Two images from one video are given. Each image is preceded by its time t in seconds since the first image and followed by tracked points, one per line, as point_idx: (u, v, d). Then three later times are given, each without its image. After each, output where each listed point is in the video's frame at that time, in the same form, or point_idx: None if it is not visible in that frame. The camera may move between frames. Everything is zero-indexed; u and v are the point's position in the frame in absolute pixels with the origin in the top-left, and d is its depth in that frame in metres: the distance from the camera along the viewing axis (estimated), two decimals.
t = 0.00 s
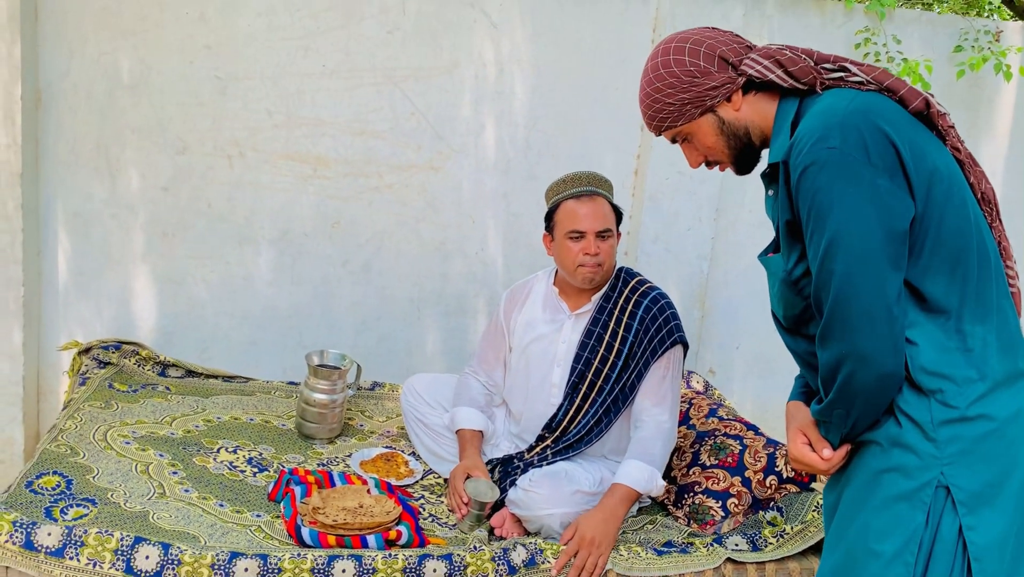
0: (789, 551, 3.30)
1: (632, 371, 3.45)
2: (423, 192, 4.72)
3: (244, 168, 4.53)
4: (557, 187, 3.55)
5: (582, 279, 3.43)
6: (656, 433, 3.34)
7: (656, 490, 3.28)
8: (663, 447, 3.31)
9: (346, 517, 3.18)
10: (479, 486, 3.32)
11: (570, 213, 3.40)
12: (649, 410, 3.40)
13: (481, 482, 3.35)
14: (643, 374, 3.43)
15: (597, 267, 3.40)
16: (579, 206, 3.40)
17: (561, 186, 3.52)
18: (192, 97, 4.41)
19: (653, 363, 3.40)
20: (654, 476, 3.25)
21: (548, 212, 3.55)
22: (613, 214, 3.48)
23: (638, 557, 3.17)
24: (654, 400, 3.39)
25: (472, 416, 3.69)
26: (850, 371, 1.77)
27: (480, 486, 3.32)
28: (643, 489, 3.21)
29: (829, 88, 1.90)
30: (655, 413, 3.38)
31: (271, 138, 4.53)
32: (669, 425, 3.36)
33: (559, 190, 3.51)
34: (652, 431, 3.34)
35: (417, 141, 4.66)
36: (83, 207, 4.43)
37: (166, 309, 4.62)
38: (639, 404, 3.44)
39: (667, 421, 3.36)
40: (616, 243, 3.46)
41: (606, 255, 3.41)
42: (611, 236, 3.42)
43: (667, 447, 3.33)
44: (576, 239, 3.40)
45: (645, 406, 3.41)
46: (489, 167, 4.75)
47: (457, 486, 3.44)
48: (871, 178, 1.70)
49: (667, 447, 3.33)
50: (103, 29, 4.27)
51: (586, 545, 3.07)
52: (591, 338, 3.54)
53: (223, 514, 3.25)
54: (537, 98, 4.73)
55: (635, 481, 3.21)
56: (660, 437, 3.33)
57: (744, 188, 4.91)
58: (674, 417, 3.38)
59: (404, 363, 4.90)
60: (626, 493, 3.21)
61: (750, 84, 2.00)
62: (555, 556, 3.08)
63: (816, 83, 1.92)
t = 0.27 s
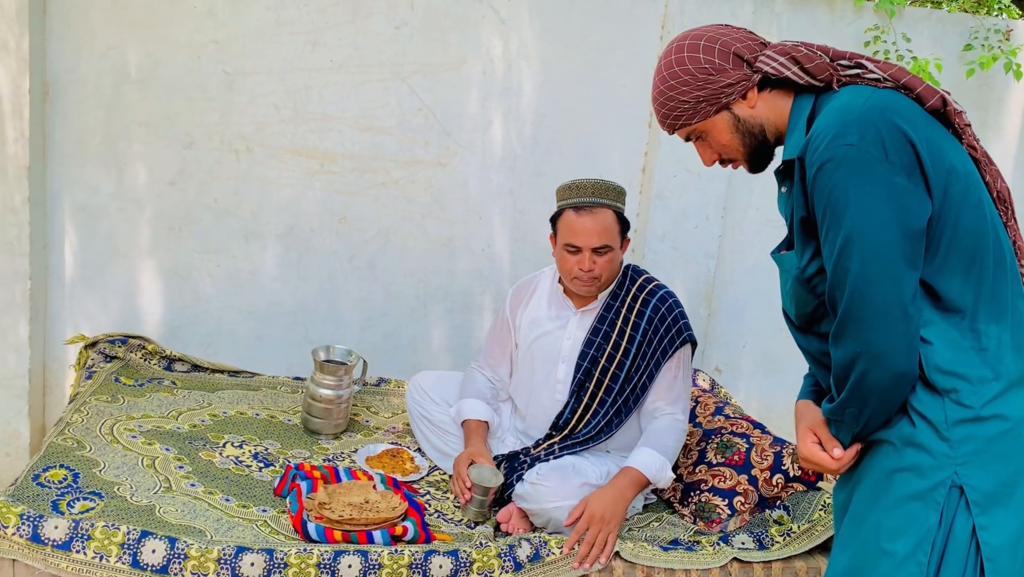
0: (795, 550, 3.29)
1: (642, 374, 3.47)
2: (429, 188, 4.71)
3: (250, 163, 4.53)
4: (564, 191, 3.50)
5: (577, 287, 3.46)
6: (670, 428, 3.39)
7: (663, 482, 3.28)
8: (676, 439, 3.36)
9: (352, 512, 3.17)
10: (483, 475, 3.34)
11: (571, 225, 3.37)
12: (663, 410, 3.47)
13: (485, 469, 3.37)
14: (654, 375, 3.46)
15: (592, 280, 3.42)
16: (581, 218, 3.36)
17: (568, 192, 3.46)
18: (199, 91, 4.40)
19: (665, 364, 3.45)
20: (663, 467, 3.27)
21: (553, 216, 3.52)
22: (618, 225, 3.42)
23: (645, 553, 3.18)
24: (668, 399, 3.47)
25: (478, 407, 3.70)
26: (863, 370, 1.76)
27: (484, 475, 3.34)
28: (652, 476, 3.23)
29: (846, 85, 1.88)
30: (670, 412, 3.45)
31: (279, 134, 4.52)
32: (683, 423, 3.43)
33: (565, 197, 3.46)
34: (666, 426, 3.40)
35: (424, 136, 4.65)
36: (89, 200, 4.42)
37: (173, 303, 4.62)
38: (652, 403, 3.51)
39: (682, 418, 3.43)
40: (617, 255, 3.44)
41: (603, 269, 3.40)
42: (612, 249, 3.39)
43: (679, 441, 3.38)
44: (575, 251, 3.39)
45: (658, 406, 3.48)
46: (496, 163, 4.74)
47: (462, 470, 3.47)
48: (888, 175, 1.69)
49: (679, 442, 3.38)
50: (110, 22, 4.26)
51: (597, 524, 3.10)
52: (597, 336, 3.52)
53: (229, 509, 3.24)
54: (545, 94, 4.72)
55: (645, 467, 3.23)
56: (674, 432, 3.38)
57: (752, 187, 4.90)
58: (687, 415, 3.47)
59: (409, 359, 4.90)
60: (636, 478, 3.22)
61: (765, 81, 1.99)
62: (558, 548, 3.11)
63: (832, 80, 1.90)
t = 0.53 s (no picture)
0: (797, 555, 3.33)
1: (647, 378, 3.47)
2: (433, 189, 4.72)
3: (255, 164, 4.54)
4: (561, 192, 3.57)
5: (592, 282, 3.43)
6: (678, 426, 3.43)
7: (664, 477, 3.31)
8: (682, 437, 3.40)
9: (355, 513, 3.18)
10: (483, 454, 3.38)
11: (576, 217, 3.42)
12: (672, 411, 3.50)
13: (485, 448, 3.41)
14: (659, 380, 3.46)
15: (606, 269, 3.41)
16: (583, 209, 3.42)
17: (565, 191, 3.54)
18: (204, 91, 4.41)
19: (671, 368, 3.45)
20: (666, 461, 3.29)
21: (554, 218, 3.56)
22: (619, 215, 3.49)
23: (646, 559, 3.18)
24: (676, 402, 3.49)
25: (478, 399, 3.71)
26: (870, 375, 1.76)
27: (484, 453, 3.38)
28: (653, 468, 3.25)
29: (853, 89, 1.89)
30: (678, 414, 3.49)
31: (283, 134, 4.53)
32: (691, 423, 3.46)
33: (563, 195, 3.53)
34: (677, 424, 3.44)
35: (428, 137, 4.66)
36: (94, 200, 4.43)
37: (176, 303, 4.63)
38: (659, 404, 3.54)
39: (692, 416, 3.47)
40: (624, 243, 3.47)
41: (615, 256, 3.40)
42: (618, 236, 3.43)
43: (685, 439, 3.41)
44: (584, 242, 3.40)
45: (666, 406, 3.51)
46: (500, 164, 4.74)
47: (462, 448, 3.49)
48: (896, 180, 1.69)
49: (685, 441, 3.42)
50: (116, 23, 4.27)
51: (600, 496, 3.15)
52: (602, 339, 3.53)
53: (233, 509, 3.25)
54: (549, 96, 4.73)
55: (648, 455, 3.26)
56: (683, 428, 3.43)
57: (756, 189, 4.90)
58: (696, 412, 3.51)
59: (412, 360, 4.90)
60: (638, 464, 3.24)
61: (772, 86, 1.99)
62: (558, 556, 3.11)
63: (840, 84, 1.90)
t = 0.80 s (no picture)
0: (800, 562, 3.24)
1: (651, 372, 3.49)
2: (435, 195, 4.72)
3: (257, 169, 4.54)
4: (559, 193, 3.66)
5: (594, 276, 3.47)
6: (681, 419, 3.46)
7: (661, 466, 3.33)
8: (683, 430, 3.42)
9: (356, 520, 3.17)
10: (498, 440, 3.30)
11: (577, 212, 3.50)
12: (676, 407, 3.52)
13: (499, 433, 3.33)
14: (663, 375, 3.49)
15: (608, 261, 3.46)
16: (583, 204, 3.51)
17: (565, 191, 3.63)
18: (206, 97, 4.42)
19: (674, 364, 3.50)
20: (665, 450, 3.32)
21: (555, 218, 3.64)
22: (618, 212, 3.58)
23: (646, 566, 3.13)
24: (681, 398, 3.53)
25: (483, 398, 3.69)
26: (871, 385, 1.76)
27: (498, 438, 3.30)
28: (650, 455, 3.29)
29: (854, 98, 1.89)
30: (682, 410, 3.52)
31: (285, 140, 4.54)
32: (696, 420, 3.49)
33: (563, 194, 3.62)
34: (679, 418, 3.46)
35: (430, 143, 4.66)
36: (96, 206, 4.43)
37: (178, 309, 4.63)
38: (662, 400, 3.56)
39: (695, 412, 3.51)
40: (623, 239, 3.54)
41: (617, 248, 3.47)
42: (618, 230, 3.51)
43: (687, 434, 3.44)
44: (586, 235, 3.47)
45: (670, 403, 3.54)
46: (501, 170, 4.75)
47: (474, 432, 3.45)
48: (898, 190, 1.69)
49: (688, 436, 3.44)
50: (119, 29, 4.28)
51: (588, 468, 3.17)
52: (604, 337, 3.54)
53: (234, 516, 3.24)
54: (551, 103, 4.74)
55: (647, 443, 3.30)
56: (686, 424, 3.45)
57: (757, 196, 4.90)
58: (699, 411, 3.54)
59: (413, 365, 4.90)
60: (634, 448, 3.28)
61: (772, 97, 1.99)
62: (559, 563, 3.11)
63: (840, 94, 1.91)
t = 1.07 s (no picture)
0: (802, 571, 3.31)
1: (651, 374, 3.49)
2: (437, 201, 4.72)
3: (260, 175, 4.54)
4: (560, 199, 3.66)
5: (597, 277, 3.46)
6: (678, 421, 3.45)
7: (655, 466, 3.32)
8: (679, 432, 3.42)
9: (358, 527, 3.16)
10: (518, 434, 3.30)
11: (579, 215, 3.50)
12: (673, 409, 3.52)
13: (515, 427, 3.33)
14: (663, 376, 3.50)
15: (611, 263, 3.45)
16: (585, 208, 3.51)
17: (566, 195, 3.64)
18: (209, 103, 4.42)
19: (674, 365, 3.50)
20: (659, 450, 3.32)
21: (556, 223, 3.64)
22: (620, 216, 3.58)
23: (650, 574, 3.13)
24: (678, 400, 3.52)
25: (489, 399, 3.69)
26: (874, 393, 1.75)
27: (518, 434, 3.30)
28: (644, 453, 3.29)
29: (859, 106, 1.88)
30: (679, 411, 3.51)
31: (288, 146, 4.54)
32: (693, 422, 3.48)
33: (564, 199, 3.63)
34: (676, 419, 3.46)
35: (432, 149, 4.66)
36: (99, 211, 4.43)
37: (180, 314, 4.62)
38: (660, 403, 3.56)
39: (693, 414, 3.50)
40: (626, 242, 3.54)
41: (620, 250, 3.46)
42: (621, 232, 3.50)
43: (683, 435, 3.43)
44: (589, 237, 3.47)
45: (668, 405, 3.53)
46: (504, 176, 4.75)
47: (490, 427, 3.45)
48: (901, 198, 1.69)
49: (684, 438, 3.44)
50: (123, 34, 4.28)
51: (577, 459, 3.17)
52: (606, 338, 3.53)
53: (235, 523, 3.23)
54: (553, 109, 4.74)
55: (641, 442, 3.30)
56: (682, 426, 3.44)
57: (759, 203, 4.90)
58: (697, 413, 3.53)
59: (415, 371, 4.89)
60: (628, 447, 3.28)
61: (776, 105, 1.99)
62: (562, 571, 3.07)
63: (845, 101, 1.89)
